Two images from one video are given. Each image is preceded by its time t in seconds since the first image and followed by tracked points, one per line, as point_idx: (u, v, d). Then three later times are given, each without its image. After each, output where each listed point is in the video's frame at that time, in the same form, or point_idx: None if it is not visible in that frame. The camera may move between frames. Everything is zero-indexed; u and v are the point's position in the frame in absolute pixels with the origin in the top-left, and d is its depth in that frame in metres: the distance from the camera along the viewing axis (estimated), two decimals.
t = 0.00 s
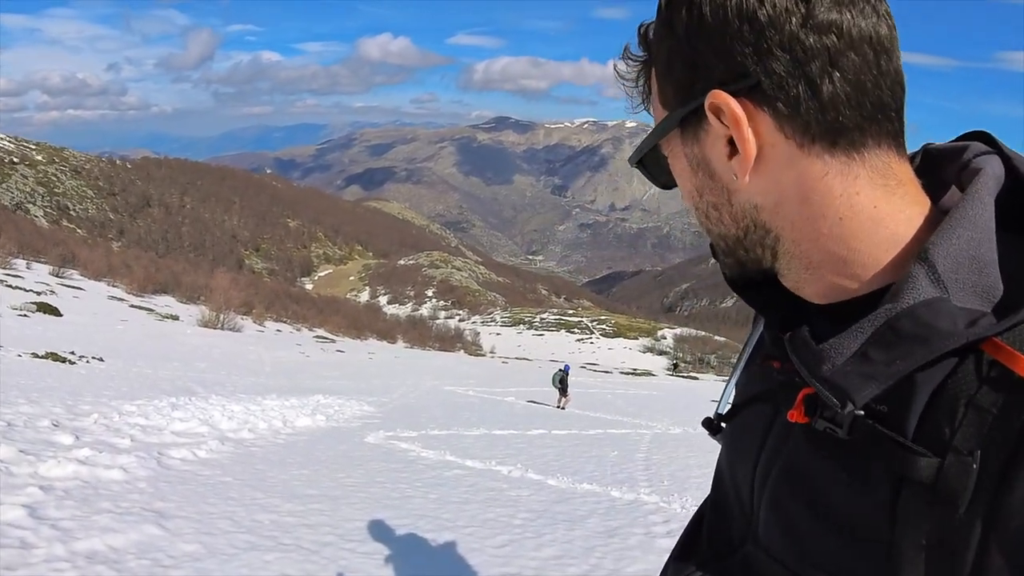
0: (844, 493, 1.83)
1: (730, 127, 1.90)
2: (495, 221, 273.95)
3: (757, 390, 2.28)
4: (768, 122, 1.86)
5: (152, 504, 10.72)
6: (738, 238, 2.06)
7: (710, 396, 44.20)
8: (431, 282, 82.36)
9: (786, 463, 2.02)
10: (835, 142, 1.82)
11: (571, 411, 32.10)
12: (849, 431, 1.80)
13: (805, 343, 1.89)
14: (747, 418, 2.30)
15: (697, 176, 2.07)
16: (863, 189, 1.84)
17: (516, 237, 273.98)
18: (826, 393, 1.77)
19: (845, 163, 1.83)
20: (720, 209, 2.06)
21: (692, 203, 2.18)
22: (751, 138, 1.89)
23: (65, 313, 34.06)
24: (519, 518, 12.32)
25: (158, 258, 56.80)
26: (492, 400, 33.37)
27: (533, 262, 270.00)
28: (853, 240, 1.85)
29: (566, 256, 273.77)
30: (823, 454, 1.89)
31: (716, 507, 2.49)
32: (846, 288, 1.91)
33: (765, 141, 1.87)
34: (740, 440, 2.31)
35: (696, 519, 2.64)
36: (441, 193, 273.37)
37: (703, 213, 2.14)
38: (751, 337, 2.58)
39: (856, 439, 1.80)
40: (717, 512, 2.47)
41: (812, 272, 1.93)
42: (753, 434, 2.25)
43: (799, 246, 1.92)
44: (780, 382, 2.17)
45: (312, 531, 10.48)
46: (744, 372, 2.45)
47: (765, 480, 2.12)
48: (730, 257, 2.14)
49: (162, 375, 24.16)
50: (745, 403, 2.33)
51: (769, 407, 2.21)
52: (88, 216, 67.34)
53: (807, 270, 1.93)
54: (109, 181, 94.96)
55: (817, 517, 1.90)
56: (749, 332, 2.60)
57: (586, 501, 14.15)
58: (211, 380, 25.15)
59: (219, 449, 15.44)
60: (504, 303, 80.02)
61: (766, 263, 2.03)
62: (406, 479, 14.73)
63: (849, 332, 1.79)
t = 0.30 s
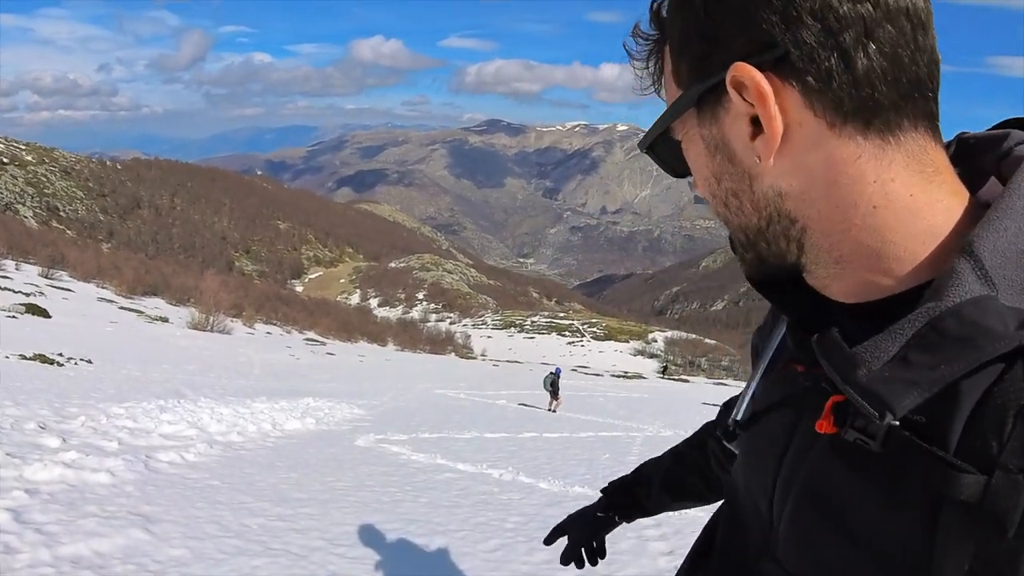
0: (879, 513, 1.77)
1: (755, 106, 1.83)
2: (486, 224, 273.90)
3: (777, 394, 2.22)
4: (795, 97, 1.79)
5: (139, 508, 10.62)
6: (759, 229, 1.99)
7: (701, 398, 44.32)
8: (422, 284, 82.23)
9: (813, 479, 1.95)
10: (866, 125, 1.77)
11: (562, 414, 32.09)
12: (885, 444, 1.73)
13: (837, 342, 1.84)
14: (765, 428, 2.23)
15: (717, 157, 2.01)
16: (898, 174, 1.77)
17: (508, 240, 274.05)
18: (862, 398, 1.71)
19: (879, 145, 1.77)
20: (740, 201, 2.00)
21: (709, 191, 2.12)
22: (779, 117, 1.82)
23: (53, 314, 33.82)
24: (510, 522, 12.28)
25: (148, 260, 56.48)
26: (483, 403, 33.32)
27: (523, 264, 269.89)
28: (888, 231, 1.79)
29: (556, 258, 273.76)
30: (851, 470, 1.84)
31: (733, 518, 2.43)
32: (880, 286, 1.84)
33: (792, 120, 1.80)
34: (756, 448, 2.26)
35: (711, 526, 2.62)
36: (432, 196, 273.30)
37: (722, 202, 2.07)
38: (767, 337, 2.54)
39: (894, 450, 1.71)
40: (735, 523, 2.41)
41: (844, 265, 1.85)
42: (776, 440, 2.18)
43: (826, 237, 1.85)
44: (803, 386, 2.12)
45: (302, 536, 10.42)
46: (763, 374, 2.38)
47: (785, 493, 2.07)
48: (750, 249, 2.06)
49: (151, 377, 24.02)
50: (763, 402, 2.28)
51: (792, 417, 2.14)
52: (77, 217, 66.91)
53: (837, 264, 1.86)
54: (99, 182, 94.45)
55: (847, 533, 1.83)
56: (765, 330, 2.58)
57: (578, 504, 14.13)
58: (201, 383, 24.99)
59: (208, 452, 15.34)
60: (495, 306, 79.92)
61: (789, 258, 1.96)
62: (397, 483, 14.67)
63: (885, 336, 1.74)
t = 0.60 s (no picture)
0: (967, 538, 1.53)
1: (836, 37, 1.57)
2: (470, 221, 273.81)
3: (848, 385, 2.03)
4: (887, 29, 1.50)
5: (119, 513, 10.44)
6: (842, 191, 1.72)
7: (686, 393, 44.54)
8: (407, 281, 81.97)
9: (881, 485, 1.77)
10: (970, 63, 1.45)
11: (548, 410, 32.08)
12: (992, 453, 1.46)
13: (938, 326, 1.58)
14: (834, 431, 2.04)
15: (789, 107, 1.78)
16: (1009, 126, 1.43)
17: (492, 237, 273.99)
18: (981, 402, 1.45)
19: (981, 89, 1.45)
20: (816, 167, 1.76)
21: (776, 156, 1.89)
22: (868, 53, 1.53)
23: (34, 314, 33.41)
24: (499, 521, 12.21)
25: (130, 259, 55.96)
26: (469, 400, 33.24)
27: (508, 261, 269.86)
28: (993, 182, 1.46)
29: (541, 255, 273.86)
30: (932, 477, 1.63)
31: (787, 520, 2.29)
32: (981, 259, 1.54)
33: (882, 56, 1.51)
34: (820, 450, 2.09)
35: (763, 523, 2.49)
36: (416, 193, 272.78)
37: (792, 167, 1.84)
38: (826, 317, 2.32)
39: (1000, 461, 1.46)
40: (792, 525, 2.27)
41: (942, 235, 1.57)
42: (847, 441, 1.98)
43: (918, 197, 1.57)
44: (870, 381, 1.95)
45: (286, 538, 10.28)
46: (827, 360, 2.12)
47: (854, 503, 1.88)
48: (824, 217, 1.82)
49: (134, 377, 23.75)
50: (827, 398, 2.12)
51: (864, 416, 1.92)
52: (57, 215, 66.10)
53: (930, 234, 1.59)
54: (80, 180, 93.35)
55: (924, 548, 1.62)
56: (818, 307, 2.38)
57: (567, 502, 14.08)
58: (184, 383, 24.72)
59: (191, 453, 15.14)
60: (480, 303, 79.81)
61: (874, 229, 1.70)
62: (384, 482, 14.55)
63: (1002, 321, 1.46)
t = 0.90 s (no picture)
0: None
1: None
2: (458, 218, 273.85)
3: (939, 332, 1.62)
4: None
5: (105, 514, 10.29)
6: (923, 106, 1.34)
7: (675, 388, 44.69)
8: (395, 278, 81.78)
9: (975, 447, 1.31)
10: None
11: (538, 406, 32.07)
12: None
13: None
14: (914, 389, 1.62)
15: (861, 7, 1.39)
16: None
17: (480, 233, 273.91)
18: None
19: None
20: (898, 76, 1.36)
21: (842, 71, 1.51)
22: None
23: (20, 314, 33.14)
24: (492, 517, 12.15)
25: (117, 258, 55.58)
26: (459, 396, 33.17)
27: (496, 258, 269.80)
28: None
29: (529, 251, 273.94)
30: None
31: (845, 508, 1.73)
32: None
33: None
34: (896, 413, 1.64)
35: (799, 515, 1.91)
36: (404, 190, 272.67)
37: (868, 80, 1.45)
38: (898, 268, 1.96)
39: None
40: (849, 516, 1.72)
41: None
42: (932, 401, 1.56)
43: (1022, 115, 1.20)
44: (967, 330, 1.55)
45: (276, 538, 10.18)
46: (905, 303, 1.76)
47: (939, 476, 1.42)
48: (902, 139, 1.42)
49: (121, 377, 23.55)
50: (899, 354, 1.72)
51: (954, 367, 1.53)
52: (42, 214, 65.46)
53: None
54: (64, 179, 92.58)
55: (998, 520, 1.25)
56: (886, 267, 2.03)
57: (559, 497, 14.04)
58: (172, 382, 24.54)
59: (179, 452, 14.99)
60: (468, 299, 79.72)
61: (958, 150, 1.32)
62: (375, 479, 14.45)
63: None
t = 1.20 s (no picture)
0: None
1: None
2: (447, 218, 273.94)
3: (979, 280, 1.50)
4: None
5: (92, 516, 10.16)
6: (966, 63, 1.38)
7: (664, 387, 44.75)
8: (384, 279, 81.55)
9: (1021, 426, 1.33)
10: None
11: (528, 406, 32.02)
12: None
13: None
14: (951, 342, 1.53)
15: None
16: None
17: (469, 233, 273.90)
18: None
19: None
20: (938, 32, 1.41)
21: (881, 34, 1.55)
22: None
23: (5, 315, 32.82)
24: (485, 517, 12.10)
25: (104, 259, 55.14)
26: (448, 396, 33.04)
27: (485, 258, 269.70)
28: None
29: (518, 251, 273.91)
30: None
31: (876, 484, 1.63)
32: None
33: None
34: (934, 375, 1.55)
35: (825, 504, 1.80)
36: (392, 189, 272.96)
37: (905, 40, 1.49)
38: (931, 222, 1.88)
39: None
40: (879, 493, 1.63)
41: None
42: (971, 356, 1.48)
43: None
44: (1011, 277, 1.43)
45: (267, 540, 10.09)
46: (943, 259, 1.64)
47: (988, 440, 1.40)
48: (943, 98, 1.45)
49: (107, 378, 23.32)
50: (935, 308, 1.61)
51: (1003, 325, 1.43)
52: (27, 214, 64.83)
53: None
54: (51, 179, 91.87)
55: None
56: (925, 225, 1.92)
57: (552, 496, 14.01)
58: (158, 383, 24.32)
59: (167, 454, 14.84)
60: (457, 300, 79.58)
61: (1002, 109, 1.35)
62: (366, 480, 14.36)
63: None
